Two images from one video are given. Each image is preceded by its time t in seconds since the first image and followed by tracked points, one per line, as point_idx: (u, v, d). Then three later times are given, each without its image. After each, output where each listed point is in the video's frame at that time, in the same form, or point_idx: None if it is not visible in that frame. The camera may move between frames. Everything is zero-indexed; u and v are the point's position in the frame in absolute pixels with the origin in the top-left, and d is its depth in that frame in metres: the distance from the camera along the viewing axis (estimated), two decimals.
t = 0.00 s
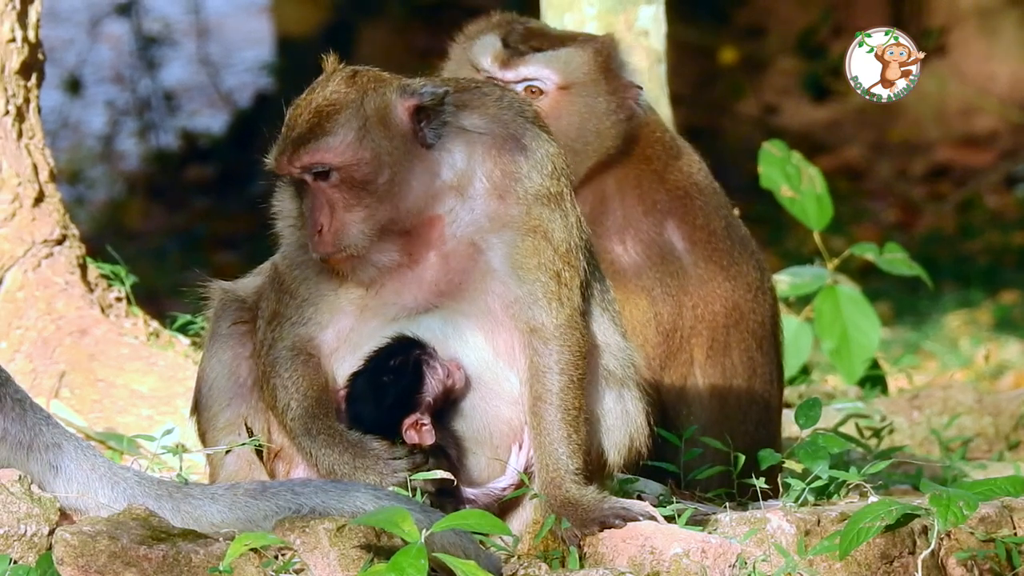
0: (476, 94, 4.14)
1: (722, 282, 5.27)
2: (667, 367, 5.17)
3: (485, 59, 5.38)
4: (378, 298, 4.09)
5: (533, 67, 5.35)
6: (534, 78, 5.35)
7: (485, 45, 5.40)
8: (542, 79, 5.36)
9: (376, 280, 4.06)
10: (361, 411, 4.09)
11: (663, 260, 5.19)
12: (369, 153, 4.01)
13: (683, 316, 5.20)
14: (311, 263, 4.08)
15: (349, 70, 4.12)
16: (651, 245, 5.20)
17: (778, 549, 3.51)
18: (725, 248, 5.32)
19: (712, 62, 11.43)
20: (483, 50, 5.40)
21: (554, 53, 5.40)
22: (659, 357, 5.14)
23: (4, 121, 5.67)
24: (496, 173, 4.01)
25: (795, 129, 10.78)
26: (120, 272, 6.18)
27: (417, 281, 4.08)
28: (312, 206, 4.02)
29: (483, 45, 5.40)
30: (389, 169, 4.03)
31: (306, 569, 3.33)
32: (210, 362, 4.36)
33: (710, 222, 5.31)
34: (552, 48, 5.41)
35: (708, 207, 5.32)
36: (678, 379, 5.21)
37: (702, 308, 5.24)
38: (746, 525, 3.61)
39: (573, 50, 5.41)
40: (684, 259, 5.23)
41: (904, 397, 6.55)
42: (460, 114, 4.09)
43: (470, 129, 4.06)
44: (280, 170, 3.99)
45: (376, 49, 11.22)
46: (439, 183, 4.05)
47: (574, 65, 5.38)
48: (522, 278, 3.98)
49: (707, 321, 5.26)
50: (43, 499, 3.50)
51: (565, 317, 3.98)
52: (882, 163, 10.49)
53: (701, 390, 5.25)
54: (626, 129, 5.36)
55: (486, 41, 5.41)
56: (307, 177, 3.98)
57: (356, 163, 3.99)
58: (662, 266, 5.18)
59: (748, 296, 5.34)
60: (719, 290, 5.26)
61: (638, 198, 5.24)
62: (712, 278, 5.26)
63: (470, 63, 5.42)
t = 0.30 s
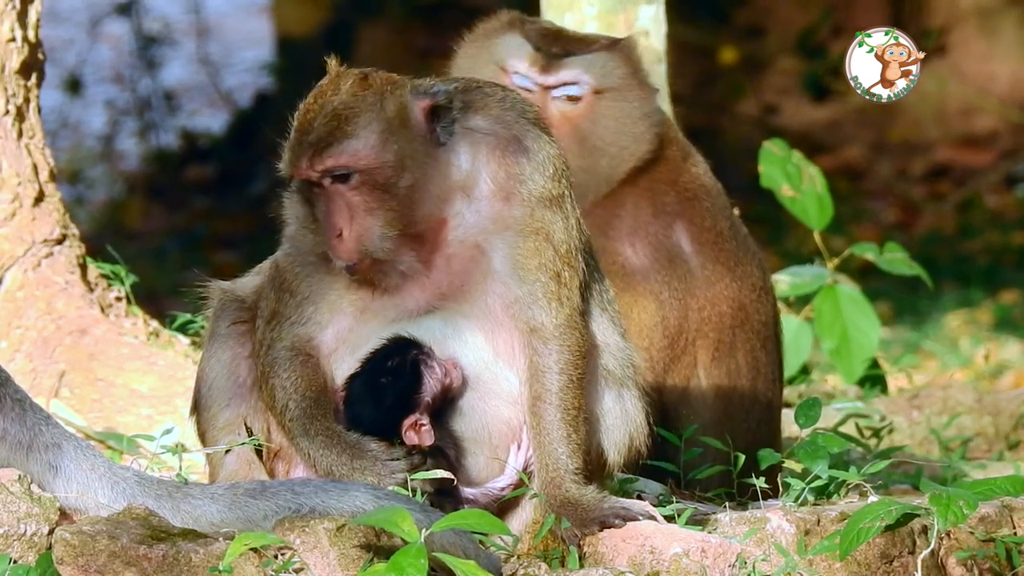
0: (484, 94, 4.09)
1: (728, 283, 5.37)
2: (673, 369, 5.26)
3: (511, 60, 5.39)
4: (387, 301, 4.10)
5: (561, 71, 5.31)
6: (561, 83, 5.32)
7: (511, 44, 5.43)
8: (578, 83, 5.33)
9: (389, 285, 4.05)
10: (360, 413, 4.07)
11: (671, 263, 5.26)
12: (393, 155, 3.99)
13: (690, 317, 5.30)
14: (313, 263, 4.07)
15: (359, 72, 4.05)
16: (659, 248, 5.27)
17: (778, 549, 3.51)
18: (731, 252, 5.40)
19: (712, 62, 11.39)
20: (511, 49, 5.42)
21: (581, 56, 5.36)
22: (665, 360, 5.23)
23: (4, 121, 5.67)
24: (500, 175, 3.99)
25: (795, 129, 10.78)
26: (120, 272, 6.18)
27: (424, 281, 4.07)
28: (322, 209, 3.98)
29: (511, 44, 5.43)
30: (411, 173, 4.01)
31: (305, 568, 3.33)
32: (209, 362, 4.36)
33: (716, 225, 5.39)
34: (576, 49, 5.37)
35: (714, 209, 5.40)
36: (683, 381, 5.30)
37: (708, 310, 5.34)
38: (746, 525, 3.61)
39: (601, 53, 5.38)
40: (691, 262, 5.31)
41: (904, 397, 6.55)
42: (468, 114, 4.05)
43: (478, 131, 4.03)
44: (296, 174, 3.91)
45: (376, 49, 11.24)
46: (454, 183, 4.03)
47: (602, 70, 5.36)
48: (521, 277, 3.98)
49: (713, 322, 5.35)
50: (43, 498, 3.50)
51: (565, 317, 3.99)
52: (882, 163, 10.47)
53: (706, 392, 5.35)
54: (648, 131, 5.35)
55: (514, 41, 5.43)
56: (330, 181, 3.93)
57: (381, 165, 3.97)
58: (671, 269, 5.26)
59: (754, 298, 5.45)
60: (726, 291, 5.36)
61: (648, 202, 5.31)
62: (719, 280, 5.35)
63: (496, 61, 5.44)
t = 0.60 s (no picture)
0: (488, 92, 4.11)
1: (737, 284, 5.37)
2: (680, 371, 5.29)
3: (542, 59, 5.40)
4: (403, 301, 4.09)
5: (597, 71, 5.33)
6: (597, 82, 5.34)
7: (540, 43, 5.43)
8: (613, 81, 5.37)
9: (403, 284, 4.05)
10: (361, 414, 4.08)
11: (682, 265, 5.27)
12: (423, 154, 3.97)
13: (698, 320, 5.32)
14: (319, 263, 4.05)
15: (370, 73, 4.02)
16: (670, 249, 5.27)
17: (779, 548, 3.51)
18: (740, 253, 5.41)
19: (712, 62, 11.35)
20: (540, 48, 5.42)
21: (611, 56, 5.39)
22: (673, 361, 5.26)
23: (4, 120, 5.67)
24: (507, 176, 3.99)
25: (795, 128, 10.77)
26: (121, 272, 6.17)
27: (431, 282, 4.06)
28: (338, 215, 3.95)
29: (539, 44, 5.43)
30: (440, 175, 3.99)
31: (306, 568, 3.33)
32: (210, 362, 4.36)
33: (725, 226, 5.39)
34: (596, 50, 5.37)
35: (721, 210, 5.40)
36: (690, 382, 5.33)
37: (717, 311, 5.35)
38: (746, 525, 3.61)
39: (629, 55, 5.42)
40: (701, 263, 5.32)
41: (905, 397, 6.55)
42: (476, 113, 4.07)
43: (486, 131, 4.03)
44: (321, 178, 3.87)
45: (376, 49, 11.22)
46: (469, 182, 4.02)
47: (633, 72, 5.39)
48: (522, 276, 3.98)
49: (722, 324, 5.37)
50: (44, 498, 3.50)
51: (565, 317, 3.98)
52: (882, 162, 10.46)
53: (714, 392, 5.37)
54: (666, 133, 5.37)
55: (543, 40, 5.44)
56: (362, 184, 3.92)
57: (410, 167, 3.96)
58: (681, 271, 5.27)
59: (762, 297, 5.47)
60: (734, 292, 5.36)
61: (656, 205, 5.31)
62: (728, 281, 5.35)
63: (523, 59, 5.42)
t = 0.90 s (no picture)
0: (491, 94, 4.12)
1: (739, 284, 5.37)
2: (681, 371, 5.30)
3: (555, 59, 5.40)
4: (416, 300, 4.10)
5: (611, 70, 5.33)
6: (612, 81, 5.33)
7: (552, 44, 5.42)
8: (626, 80, 5.36)
9: (418, 289, 4.06)
10: (360, 415, 4.07)
11: (685, 266, 5.28)
12: (448, 162, 3.97)
13: (700, 322, 5.33)
14: (321, 263, 4.05)
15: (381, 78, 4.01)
16: (673, 251, 5.28)
17: (778, 548, 3.51)
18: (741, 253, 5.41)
19: (712, 61, 11.35)
20: (553, 48, 5.41)
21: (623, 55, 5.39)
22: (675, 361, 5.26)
23: (4, 120, 5.67)
24: (509, 178, 3.99)
25: (795, 128, 10.76)
26: (121, 272, 6.18)
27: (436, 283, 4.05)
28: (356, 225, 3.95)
29: (551, 43, 5.42)
30: (464, 185, 3.99)
31: (306, 567, 3.33)
32: (209, 362, 4.36)
33: (728, 227, 5.39)
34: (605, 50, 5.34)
35: (722, 212, 5.40)
36: (692, 382, 5.34)
37: (718, 312, 5.36)
38: (746, 524, 3.61)
39: (640, 55, 5.42)
40: (704, 265, 5.32)
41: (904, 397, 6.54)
42: (483, 117, 4.07)
43: (496, 137, 4.03)
44: (348, 186, 3.87)
45: (376, 49, 11.18)
46: (485, 186, 4.01)
47: (645, 72, 5.39)
48: (521, 277, 3.98)
49: (725, 325, 5.38)
50: (43, 498, 3.51)
51: (564, 317, 3.99)
52: (882, 161, 10.45)
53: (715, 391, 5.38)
54: (674, 133, 5.36)
55: (553, 40, 5.43)
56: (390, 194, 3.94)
57: (437, 175, 3.96)
58: (684, 273, 5.27)
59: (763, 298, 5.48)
60: (736, 293, 5.37)
61: (658, 207, 5.31)
62: (730, 282, 5.35)
63: (535, 59, 5.41)
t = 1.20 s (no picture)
0: (494, 96, 4.13)
1: (740, 285, 5.38)
2: (682, 371, 5.30)
3: (556, 59, 5.39)
4: (419, 301, 4.09)
5: (612, 72, 5.33)
6: (612, 83, 5.33)
7: (552, 44, 5.42)
8: (626, 81, 5.36)
9: (424, 294, 4.06)
10: (359, 416, 4.08)
11: (684, 267, 5.29)
12: (459, 170, 3.96)
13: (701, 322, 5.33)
14: (321, 263, 4.05)
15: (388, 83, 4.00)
16: (673, 252, 5.28)
17: (778, 548, 3.51)
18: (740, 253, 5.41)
19: (712, 61, 11.35)
20: (554, 49, 5.41)
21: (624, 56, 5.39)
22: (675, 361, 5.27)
23: (4, 120, 5.67)
24: (511, 180, 4.00)
25: (795, 128, 10.75)
26: (121, 272, 6.17)
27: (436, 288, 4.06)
28: (366, 231, 3.95)
29: (551, 44, 5.42)
30: (474, 190, 3.98)
31: (306, 567, 3.33)
32: (209, 361, 4.36)
33: (727, 227, 5.40)
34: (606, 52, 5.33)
35: (722, 213, 5.40)
36: (693, 382, 5.35)
37: (718, 313, 5.36)
38: (746, 524, 3.61)
39: (639, 56, 5.41)
40: (704, 265, 5.33)
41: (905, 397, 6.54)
42: (488, 120, 4.08)
43: (501, 141, 4.04)
44: (360, 194, 3.87)
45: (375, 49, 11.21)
46: (493, 190, 4.00)
47: (644, 72, 5.38)
48: (522, 277, 3.99)
49: (724, 326, 5.38)
50: (44, 498, 3.50)
51: (564, 317, 4.00)
52: (883, 161, 10.44)
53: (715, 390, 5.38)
54: (672, 132, 5.36)
55: (554, 41, 5.43)
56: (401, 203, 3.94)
57: (447, 183, 3.95)
58: (684, 274, 5.28)
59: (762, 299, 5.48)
60: (737, 293, 5.37)
61: (659, 208, 5.31)
62: (730, 282, 5.36)
63: (535, 60, 5.41)
